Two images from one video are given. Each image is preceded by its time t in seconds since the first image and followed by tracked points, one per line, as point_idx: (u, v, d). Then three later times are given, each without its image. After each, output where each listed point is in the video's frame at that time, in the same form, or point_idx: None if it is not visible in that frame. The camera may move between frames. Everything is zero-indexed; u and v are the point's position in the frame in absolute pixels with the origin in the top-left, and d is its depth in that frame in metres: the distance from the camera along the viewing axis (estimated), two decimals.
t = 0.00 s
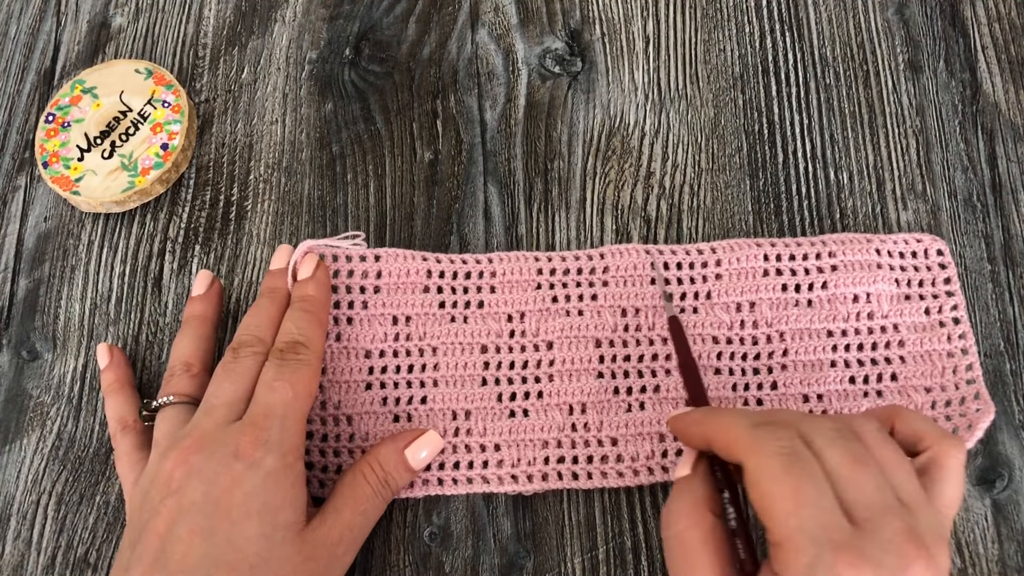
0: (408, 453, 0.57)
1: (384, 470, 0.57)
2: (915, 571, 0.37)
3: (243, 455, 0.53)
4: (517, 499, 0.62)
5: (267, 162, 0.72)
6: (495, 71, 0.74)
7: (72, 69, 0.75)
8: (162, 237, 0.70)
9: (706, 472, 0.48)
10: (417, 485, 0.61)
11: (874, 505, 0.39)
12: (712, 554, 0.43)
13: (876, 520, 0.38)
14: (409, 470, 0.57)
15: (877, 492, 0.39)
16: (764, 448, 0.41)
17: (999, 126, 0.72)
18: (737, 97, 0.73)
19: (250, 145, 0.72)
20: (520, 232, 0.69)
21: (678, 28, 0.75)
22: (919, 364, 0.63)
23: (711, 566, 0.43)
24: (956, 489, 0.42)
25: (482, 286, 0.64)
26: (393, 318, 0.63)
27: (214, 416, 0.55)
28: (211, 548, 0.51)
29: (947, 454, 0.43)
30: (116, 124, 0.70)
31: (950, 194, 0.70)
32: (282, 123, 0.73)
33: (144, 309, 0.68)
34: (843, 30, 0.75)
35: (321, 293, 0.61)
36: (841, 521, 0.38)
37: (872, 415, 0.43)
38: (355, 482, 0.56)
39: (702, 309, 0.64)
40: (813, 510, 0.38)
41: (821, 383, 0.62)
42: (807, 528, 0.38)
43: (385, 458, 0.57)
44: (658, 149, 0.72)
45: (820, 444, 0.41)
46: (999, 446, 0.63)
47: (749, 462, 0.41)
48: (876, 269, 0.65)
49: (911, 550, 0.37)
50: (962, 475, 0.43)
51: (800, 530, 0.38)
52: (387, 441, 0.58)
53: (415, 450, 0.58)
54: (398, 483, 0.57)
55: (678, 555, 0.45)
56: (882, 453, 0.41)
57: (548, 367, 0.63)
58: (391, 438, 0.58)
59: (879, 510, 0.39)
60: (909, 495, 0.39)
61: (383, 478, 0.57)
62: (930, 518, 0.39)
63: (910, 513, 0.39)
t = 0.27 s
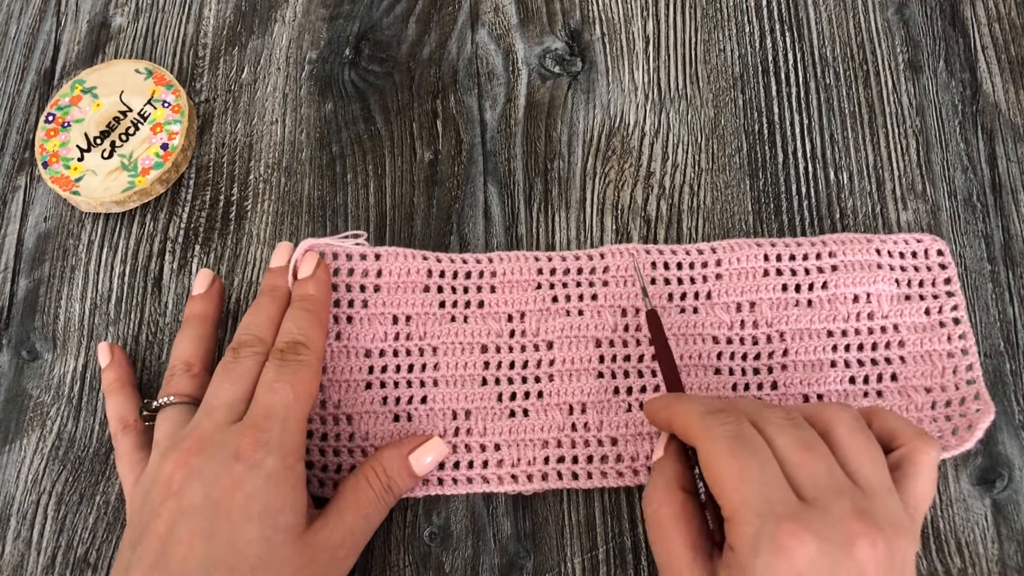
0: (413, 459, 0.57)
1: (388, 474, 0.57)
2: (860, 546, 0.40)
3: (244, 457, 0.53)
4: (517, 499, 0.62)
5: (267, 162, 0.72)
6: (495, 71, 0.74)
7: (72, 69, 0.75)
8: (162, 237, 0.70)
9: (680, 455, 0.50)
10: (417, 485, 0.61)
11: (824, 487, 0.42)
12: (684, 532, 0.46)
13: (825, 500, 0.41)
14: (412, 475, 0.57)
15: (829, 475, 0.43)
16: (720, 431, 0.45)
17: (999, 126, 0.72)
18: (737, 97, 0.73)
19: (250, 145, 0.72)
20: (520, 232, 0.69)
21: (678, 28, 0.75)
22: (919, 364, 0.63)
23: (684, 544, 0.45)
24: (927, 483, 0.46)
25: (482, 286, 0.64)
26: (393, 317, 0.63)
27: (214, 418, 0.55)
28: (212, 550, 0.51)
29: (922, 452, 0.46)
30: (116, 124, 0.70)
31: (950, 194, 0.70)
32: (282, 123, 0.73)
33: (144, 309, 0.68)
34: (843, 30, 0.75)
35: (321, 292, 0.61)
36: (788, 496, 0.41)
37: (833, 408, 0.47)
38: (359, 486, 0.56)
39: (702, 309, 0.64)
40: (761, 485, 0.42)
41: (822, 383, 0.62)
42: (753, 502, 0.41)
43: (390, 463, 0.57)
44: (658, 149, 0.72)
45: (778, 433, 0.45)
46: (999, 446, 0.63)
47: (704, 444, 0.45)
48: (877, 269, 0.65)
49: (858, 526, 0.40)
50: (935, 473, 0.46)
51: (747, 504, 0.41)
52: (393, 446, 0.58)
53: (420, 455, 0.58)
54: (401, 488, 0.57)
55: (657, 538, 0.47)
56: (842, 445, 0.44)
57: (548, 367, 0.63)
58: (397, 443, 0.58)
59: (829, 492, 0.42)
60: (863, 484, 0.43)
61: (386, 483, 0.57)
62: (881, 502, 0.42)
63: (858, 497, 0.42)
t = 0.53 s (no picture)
0: (416, 464, 0.57)
1: (391, 479, 0.57)
2: (836, 536, 0.40)
3: (244, 459, 0.53)
4: (517, 499, 0.62)
5: (267, 162, 0.72)
6: (495, 71, 0.74)
7: (72, 69, 0.75)
8: (162, 237, 0.70)
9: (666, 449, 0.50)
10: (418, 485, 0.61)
11: (802, 477, 0.42)
12: (671, 526, 0.46)
13: (801, 491, 0.42)
14: (415, 480, 0.57)
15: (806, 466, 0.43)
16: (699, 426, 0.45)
17: (999, 126, 0.72)
18: (737, 97, 0.73)
19: (250, 145, 0.72)
20: (520, 232, 0.69)
21: (677, 28, 0.75)
22: (919, 364, 0.63)
23: (673, 538, 0.45)
24: (912, 478, 0.45)
25: (483, 286, 0.64)
26: (393, 317, 0.63)
27: (214, 419, 0.55)
28: (212, 553, 0.51)
29: (907, 447, 0.46)
30: (116, 124, 0.70)
31: (950, 194, 0.70)
32: (282, 123, 0.73)
33: (144, 309, 0.68)
34: (843, 30, 0.75)
35: (321, 292, 0.61)
36: (764, 488, 0.42)
37: (816, 399, 0.47)
38: (361, 490, 0.56)
39: (702, 309, 0.64)
40: (737, 476, 0.42)
41: (821, 383, 0.62)
42: (730, 492, 0.41)
43: (393, 468, 0.57)
44: (658, 149, 0.72)
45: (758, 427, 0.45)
46: (999, 446, 0.63)
47: (682, 438, 0.45)
48: (877, 269, 0.65)
49: (834, 516, 0.41)
50: (921, 469, 0.46)
51: (723, 495, 0.42)
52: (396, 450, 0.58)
53: (424, 460, 0.57)
54: (404, 492, 0.57)
55: (646, 532, 0.47)
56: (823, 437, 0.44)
57: (548, 367, 0.63)
58: (400, 447, 0.58)
59: (806, 483, 0.42)
60: (841, 476, 0.43)
61: (389, 487, 0.57)
62: (859, 492, 0.42)
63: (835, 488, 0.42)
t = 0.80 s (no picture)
0: (417, 465, 0.57)
1: (392, 480, 0.57)
2: (850, 542, 0.40)
3: (245, 459, 0.53)
4: (517, 499, 0.62)
5: (267, 162, 0.72)
6: (495, 71, 0.74)
7: (72, 69, 0.75)
8: (162, 237, 0.70)
9: (682, 448, 0.50)
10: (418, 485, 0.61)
11: (818, 482, 0.42)
12: (682, 524, 0.45)
13: (817, 494, 0.42)
14: (416, 480, 0.57)
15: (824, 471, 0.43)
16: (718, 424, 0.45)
17: (999, 126, 0.72)
18: (737, 97, 0.73)
19: (250, 145, 0.72)
20: (520, 232, 0.69)
21: (677, 28, 0.75)
22: (919, 364, 0.63)
23: (683, 537, 0.45)
24: (932, 491, 0.45)
25: (483, 286, 0.64)
26: (393, 317, 0.63)
27: (214, 419, 0.55)
28: (212, 553, 0.51)
29: (929, 460, 0.46)
30: (116, 125, 0.70)
31: (950, 194, 0.70)
32: (282, 123, 0.73)
33: (144, 309, 0.68)
34: (843, 30, 0.75)
35: (321, 291, 0.61)
36: (780, 489, 0.42)
37: (837, 404, 0.47)
38: (361, 491, 0.56)
39: (702, 309, 0.64)
40: (754, 476, 0.42)
41: (821, 383, 0.62)
42: (746, 492, 0.42)
43: (394, 469, 0.57)
44: (658, 148, 0.72)
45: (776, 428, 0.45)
46: (999, 446, 0.63)
47: (701, 435, 0.45)
48: (876, 269, 0.65)
49: (848, 522, 0.41)
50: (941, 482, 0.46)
51: (739, 494, 0.42)
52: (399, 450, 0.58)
53: (424, 460, 0.58)
54: (404, 493, 0.57)
55: (657, 532, 0.47)
56: (841, 444, 0.44)
57: (548, 367, 0.63)
58: (401, 448, 0.58)
59: (822, 488, 0.42)
60: (857, 483, 0.43)
61: (389, 488, 0.57)
62: (875, 500, 0.42)
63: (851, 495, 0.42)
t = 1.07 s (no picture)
0: (418, 465, 0.57)
1: (393, 480, 0.57)
2: (828, 538, 0.40)
3: (246, 460, 0.53)
4: (517, 499, 0.62)
5: (267, 162, 0.72)
6: (495, 71, 0.74)
7: (72, 69, 0.75)
8: (161, 237, 0.70)
9: (664, 450, 0.50)
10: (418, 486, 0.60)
11: (796, 480, 0.42)
12: (668, 527, 0.45)
13: (794, 493, 0.42)
14: (416, 481, 0.57)
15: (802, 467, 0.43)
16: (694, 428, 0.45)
17: (999, 126, 0.72)
18: (737, 97, 0.73)
19: (250, 145, 0.72)
20: (520, 232, 0.69)
21: (678, 28, 0.75)
22: (919, 364, 0.63)
23: (670, 539, 0.45)
24: (915, 482, 0.45)
25: (483, 286, 0.64)
26: (393, 317, 0.63)
27: (215, 420, 0.55)
28: (213, 554, 0.51)
29: (911, 451, 0.46)
30: (116, 124, 0.70)
31: (950, 194, 0.70)
32: (282, 123, 0.73)
33: (144, 309, 0.68)
34: (843, 30, 0.75)
35: (322, 292, 0.61)
36: (757, 489, 0.42)
37: (814, 400, 0.46)
38: (362, 491, 0.56)
39: (702, 309, 0.64)
40: (731, 477, 0.42)
41: (821, 383, 0.62)
42: (723, 495, 0.41)
43: (395, 469, 0.57)
44: (658, 148, 0.72)
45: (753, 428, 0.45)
46: (999, 446, 0.63)
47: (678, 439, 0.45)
48: (877, 269, 0.65)
49: (826, 518, 0.41)
50: (925, 473, 0.46)
51: (716, 496, 0.42)
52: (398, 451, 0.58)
53: (425, 461, 0.58)
54: (405, 493, 0.57)
55: (644, 532, 0.47)
56: (818, 439, 0.44)
57: (548, 367, 0.63)
58: (402, 449, 0.58)
59: (801, 486, 0.42)
60: (836, 478, 0.43)
61: (390, 489, 0.57)
62: (855, 493, 0.42)
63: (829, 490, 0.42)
